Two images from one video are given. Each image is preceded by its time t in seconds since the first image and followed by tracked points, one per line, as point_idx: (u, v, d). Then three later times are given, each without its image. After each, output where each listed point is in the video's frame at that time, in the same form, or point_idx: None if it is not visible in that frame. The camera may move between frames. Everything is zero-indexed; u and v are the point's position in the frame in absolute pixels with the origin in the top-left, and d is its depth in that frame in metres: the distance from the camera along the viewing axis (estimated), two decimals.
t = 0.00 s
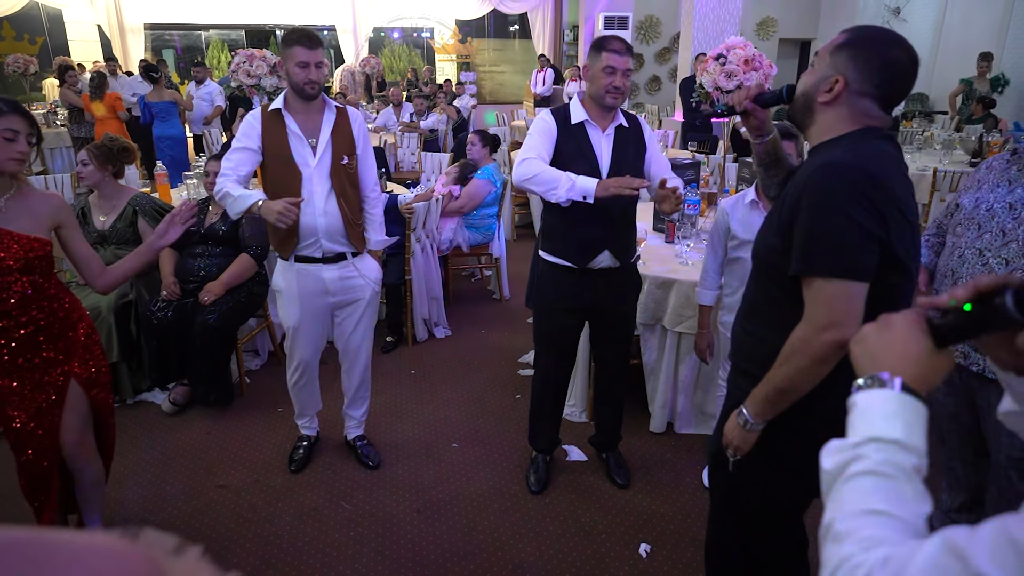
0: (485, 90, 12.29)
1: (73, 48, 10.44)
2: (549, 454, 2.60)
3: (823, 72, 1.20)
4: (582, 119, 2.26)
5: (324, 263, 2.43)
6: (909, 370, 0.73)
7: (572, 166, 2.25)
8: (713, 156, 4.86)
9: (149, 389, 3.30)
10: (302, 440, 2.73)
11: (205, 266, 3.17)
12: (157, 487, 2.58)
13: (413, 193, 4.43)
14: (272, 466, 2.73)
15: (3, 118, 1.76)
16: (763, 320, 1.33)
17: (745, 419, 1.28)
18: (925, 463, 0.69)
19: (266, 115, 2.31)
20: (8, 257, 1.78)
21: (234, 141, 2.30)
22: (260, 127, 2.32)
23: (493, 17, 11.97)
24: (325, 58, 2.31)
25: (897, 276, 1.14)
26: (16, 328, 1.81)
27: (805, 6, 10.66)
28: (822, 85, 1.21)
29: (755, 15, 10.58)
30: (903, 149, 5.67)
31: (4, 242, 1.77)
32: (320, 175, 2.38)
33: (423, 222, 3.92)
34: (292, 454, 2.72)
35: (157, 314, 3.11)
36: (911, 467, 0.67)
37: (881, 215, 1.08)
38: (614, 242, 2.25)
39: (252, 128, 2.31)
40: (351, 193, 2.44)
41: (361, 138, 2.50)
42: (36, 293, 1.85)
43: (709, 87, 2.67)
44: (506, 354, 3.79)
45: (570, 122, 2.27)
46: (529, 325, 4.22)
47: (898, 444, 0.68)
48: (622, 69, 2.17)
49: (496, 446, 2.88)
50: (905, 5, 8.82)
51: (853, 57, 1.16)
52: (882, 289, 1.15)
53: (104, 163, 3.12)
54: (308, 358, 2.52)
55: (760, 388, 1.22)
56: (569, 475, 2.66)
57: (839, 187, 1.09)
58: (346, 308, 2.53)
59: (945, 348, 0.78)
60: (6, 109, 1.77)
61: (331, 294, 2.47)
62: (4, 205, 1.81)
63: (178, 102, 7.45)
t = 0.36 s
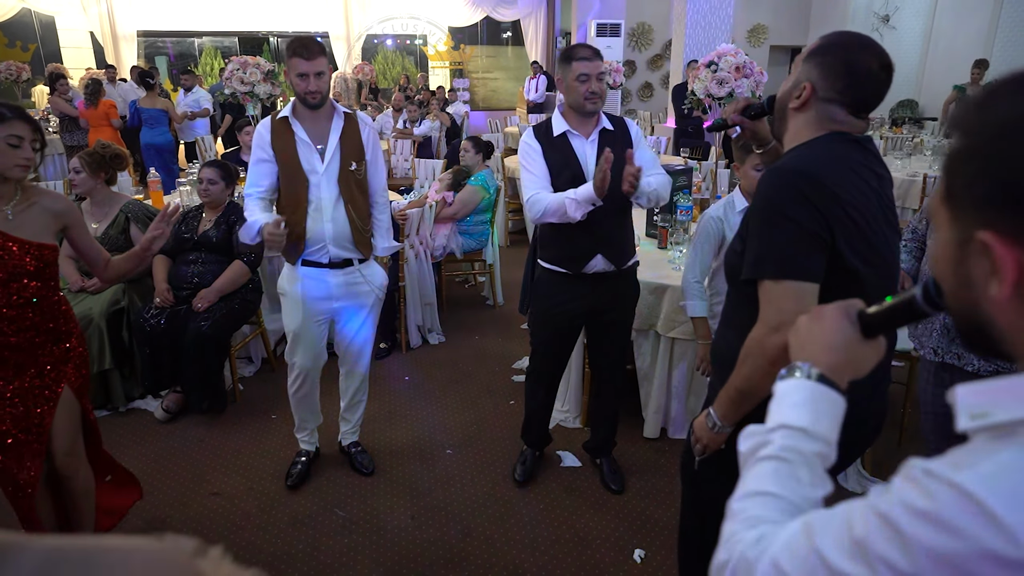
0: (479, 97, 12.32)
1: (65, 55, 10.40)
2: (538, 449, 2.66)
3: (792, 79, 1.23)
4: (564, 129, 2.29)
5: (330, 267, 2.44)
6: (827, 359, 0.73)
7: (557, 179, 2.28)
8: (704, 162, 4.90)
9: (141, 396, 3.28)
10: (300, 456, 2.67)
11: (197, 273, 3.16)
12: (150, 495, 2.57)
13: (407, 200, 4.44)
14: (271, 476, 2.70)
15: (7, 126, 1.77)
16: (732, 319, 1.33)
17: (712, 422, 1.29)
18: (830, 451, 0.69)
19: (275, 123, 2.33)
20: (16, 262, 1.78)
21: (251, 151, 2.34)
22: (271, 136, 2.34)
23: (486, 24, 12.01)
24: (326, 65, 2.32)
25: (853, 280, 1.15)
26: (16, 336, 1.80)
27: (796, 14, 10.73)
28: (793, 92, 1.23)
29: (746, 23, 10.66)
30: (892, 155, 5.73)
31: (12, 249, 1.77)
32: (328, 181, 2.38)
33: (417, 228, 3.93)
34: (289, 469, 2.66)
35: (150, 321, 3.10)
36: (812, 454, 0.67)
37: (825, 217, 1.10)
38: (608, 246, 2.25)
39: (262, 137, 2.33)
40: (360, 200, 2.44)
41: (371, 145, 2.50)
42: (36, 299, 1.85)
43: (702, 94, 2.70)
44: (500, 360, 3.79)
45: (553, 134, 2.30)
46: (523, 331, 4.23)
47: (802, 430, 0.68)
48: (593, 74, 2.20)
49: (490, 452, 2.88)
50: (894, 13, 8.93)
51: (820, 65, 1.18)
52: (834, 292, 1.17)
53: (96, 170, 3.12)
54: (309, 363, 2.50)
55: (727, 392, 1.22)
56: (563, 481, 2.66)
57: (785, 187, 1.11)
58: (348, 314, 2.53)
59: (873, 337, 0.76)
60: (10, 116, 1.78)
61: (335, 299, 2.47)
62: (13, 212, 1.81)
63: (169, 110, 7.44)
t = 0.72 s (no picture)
0: (475, 105, 12.35)
1: (61, 63, 10.40)
2: (536, 459, 2.66)
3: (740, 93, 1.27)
4: (532, 137, 2.35)
5: (327, 277, 2.44)
6: (742, 355, 0.74)
7: (519, 185, 2.35)
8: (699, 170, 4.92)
9: (137, 405, 3.27)
10: (299, 468, 2.66)
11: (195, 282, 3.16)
12: (146, 505, 2.56)
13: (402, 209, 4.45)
14: (272, 491, 2.65)
15: (7, 136, 1.78)
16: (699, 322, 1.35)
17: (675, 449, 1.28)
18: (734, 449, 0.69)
19: (275, 131, 2.33)
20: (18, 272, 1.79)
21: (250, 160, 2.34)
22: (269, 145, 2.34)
23: (482, 33, 12.07)
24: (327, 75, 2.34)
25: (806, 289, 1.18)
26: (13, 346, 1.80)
27: (789, 23, 10.81)
28: (743, 105, 1.27)
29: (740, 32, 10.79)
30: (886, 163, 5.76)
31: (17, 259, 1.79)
32: (326, 191, 2.39)
33: (413, 236, 3.94)
34: (288, 482, 2.64)
35: (146, 330, 3.10)
36: (709, 448, 0.68)
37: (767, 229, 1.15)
38: (569, 253, 2.28)
39: (261, 146, 2.33)
40: (356, 209, 2.45)
41: (369, 155, 2.50)
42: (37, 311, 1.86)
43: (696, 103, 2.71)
44: (496, 368, 3.79)
45: (521, 141, 2.37)
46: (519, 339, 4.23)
47: (706, 426, 0.69)
48: (547, 83, 2.28)
49: (486, 460, 2.88)
50: (886, 22, 9.00)
51: (763, 78, 1.22)
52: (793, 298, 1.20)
53: (97, 179, 3.13)
54: (306, 371, 2.50)
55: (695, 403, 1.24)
56: (558, 489, 2.66)
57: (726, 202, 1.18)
58: (347, 321, 2.54)
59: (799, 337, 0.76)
60: (11, 126, 1.79)
61: (332, 307, 2.47)
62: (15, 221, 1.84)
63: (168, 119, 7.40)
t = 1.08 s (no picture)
0: (474, 112, 12.36)
1: (60, 70, 10.38)
2: (536, 465, 2.65)
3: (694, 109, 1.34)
4: (531, 143, 2.36)
5: (314, 283, 2.43)
6: (707, 364, 0.73)
7: (519, 185, 2.34)
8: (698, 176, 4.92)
9: (135, 412, 3.26)
10: (286, 465, 2.69)
11: (193, 287, 3.15)
12: (147, 512, 2.54)
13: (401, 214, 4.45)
14: (258, 491, 2.68)
15: None
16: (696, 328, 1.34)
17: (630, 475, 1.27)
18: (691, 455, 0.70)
19: (263, 138, 2.33)
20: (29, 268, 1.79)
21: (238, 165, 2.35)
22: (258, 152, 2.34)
23: (480, 40, 12.09)
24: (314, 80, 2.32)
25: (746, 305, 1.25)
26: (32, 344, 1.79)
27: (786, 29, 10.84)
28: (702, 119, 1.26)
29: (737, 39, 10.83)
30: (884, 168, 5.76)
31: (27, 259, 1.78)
32: (314, 197, 2.38)
33: (413, 242, 3.93)
34: (276, 478, 2.69)
35: (144, 335, 3.10)
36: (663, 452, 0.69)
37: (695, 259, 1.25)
38: (562, 260, 2.27)
39: (249, 152, 2.33)
40: (346, 217, 2.44)
41: (361, 162, 2.50)
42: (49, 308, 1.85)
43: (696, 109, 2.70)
44: (495, 375, 3.78)
45: (521, 147, 2.37)
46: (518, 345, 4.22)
47: (663, 430, 0.70)
48: (547, 91, 2.34)
49: (485, 467, 2.87)
50: (883, 29, 9.03)
51: (717, 92, 1.21)
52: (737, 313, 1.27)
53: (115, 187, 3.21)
54: (294, 378, 2.49)
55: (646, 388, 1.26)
56: (559, 496, 2.64)
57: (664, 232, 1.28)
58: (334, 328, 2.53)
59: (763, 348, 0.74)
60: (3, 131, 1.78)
61: (319, 313, 2.46)
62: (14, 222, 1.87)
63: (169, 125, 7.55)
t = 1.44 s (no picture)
0: (474, 112, 12.36)
1: (60, 70, 10.38)
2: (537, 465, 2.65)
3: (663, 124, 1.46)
4: (553, 138, 2.36)
5: (287, 285, 2.42)
6: (701, 367, 0.77)
7: (542, 182, 2.33)
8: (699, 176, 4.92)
9: (136, 411, 3.25)
10: (287, 465, 2.70)
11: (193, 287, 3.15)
12: (147, 511, 2.54)
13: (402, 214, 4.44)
14: (257, 490, 2.68)
15: None
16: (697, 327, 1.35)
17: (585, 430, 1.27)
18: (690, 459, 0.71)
19: (238, 139, 2.33)
20: (17, 265, 1.84)
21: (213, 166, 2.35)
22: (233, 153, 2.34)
23: (480, 40, 12.10)
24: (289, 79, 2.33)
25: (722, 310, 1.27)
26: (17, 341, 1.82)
27: (787, 30, 10.84)
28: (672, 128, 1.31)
29: (738, 39, 10.82)
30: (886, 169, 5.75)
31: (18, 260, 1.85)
32: (291, 198, 2.37)
33: (413, 242, 3.93)
34: (276, 478, 2.69)
35: (145, 335, 3.10)
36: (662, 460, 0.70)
37: (678, 263, 1.25)
38: (587, 256, 2.28)
39: (224, 153, 2.33)
40: (325, 216, 2.44)
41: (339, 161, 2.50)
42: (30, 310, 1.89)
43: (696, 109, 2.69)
44: (496, 375, 3.78)
45: (542, 142, 2.36)
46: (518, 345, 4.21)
47: (658, 436, 0.71)
48: (578, 84, 2.35)
49: (486, 467, 2.87)
50: (884, 29, 9.03)
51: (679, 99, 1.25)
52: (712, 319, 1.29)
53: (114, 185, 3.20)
54: (279, 376, 2.53)
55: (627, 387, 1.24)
56: (559, 496, 2.64)
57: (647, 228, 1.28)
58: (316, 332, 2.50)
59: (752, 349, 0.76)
60: None
61: (296, 315, 2.45)
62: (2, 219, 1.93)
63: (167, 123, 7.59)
